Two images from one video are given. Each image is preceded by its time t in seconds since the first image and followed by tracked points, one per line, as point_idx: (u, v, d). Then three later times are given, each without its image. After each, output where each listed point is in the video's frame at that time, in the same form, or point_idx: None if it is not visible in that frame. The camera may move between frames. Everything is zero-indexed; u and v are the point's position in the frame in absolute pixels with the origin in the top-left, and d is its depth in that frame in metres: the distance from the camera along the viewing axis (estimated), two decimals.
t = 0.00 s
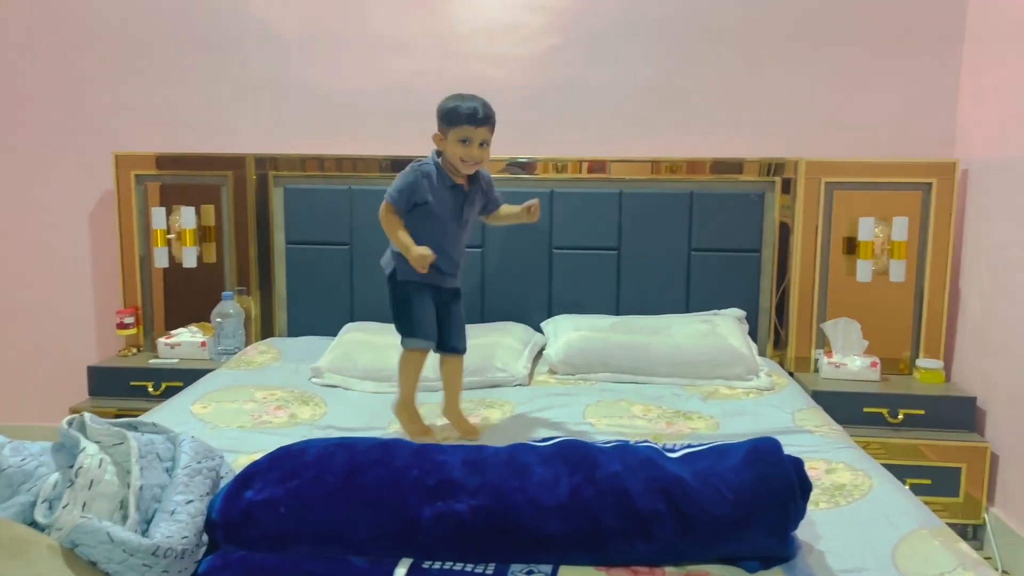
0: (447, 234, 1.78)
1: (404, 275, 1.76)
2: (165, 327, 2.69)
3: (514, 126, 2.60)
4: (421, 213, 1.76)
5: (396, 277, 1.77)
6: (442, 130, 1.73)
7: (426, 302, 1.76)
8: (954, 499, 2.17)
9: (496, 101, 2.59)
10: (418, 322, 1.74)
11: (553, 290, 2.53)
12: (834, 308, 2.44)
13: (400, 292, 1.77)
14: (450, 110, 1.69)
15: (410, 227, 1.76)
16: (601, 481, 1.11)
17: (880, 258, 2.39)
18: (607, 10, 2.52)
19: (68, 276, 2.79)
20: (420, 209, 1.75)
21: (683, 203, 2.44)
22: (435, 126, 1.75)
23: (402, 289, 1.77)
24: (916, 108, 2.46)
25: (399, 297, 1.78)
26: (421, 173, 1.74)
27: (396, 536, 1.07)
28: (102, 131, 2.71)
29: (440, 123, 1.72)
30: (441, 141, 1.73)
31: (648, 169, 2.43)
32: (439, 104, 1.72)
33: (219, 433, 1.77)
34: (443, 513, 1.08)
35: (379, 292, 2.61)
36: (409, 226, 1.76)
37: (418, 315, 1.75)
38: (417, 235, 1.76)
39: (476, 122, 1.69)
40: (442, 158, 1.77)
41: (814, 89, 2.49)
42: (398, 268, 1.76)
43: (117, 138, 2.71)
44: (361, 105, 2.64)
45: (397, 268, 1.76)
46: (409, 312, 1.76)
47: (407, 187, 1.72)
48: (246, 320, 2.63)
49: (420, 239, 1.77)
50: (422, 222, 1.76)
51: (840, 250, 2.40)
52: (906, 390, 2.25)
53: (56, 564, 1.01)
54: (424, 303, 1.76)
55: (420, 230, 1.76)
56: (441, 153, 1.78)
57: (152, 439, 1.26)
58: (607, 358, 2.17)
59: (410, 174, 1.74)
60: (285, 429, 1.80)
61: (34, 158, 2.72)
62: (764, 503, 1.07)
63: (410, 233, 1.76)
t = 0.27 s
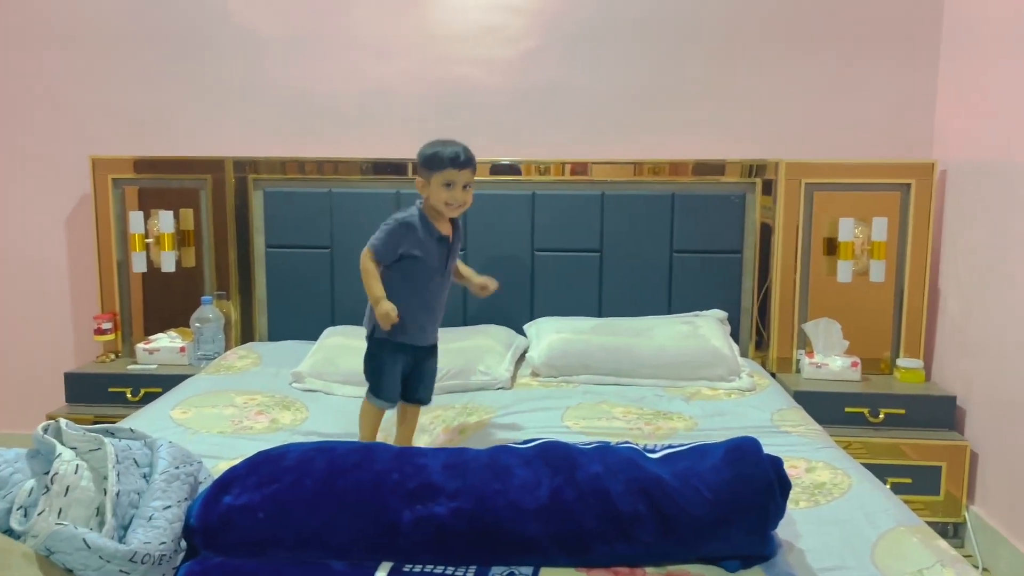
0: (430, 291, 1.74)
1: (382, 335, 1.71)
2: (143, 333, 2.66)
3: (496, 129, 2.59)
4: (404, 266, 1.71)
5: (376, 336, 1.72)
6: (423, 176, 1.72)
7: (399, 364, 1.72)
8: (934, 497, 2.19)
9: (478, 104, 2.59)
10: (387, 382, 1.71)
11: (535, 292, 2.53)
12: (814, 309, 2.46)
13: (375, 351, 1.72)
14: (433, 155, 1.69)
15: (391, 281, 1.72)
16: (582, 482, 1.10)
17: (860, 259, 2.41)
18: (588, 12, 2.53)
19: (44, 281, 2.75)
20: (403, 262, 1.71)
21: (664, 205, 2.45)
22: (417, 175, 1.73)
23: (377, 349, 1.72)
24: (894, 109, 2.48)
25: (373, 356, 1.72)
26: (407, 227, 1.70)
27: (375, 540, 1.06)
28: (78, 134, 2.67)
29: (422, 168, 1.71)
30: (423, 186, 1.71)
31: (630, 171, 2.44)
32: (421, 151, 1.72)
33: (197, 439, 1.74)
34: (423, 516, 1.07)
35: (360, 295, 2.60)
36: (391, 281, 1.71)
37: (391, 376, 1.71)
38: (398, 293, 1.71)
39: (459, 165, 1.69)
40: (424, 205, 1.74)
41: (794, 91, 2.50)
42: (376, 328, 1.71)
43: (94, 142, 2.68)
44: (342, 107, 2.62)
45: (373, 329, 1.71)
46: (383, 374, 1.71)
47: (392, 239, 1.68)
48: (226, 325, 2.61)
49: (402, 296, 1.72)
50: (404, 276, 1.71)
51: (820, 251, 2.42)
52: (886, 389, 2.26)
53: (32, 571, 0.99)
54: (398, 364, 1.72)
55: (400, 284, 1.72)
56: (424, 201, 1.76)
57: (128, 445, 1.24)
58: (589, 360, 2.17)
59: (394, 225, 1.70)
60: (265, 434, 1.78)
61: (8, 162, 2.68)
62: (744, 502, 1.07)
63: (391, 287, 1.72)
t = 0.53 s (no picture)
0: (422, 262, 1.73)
1: (390, 304, 1.68)
2: (129, 336, 2.65)
3: (483, 130, 2.60)
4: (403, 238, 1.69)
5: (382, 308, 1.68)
6: (428, 156, 1.64)
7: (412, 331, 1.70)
8: (918, 494, 2.21)
9: (464, 106, 2.60)
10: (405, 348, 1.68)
11: (522, 293, 2.54)
12: (798, 308, 2.48)
13: (383, 318, 1.68)
14: (444, 137, 1.62)
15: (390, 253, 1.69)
16: (567, 483, 1.11)
17: (843, 258, 2.43)
18: (574, 15, 2.54)
19: (28, 284, 2.73)
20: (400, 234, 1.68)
21: (650, 206, 2.47)
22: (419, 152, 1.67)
23: (384, 315, 1.68)
24: (876, 111, 2.51)
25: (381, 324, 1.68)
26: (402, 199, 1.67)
27: (362, 542, 1.07)
28: (62, 137, 2.66)
29: (429, 150, 1.63)
30: (427, 169, 1.66)
31: (617, 172, 2.46)
32: (428, 128, 1.64)
33: (184, 442, 1.74)
34: (410, 517, 1.07)
35: (348, 298, 2.60)
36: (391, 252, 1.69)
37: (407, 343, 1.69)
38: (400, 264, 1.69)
39: (470, 153, 1.64)
40: (424, 184, 1.70)
41: (777, 93, 2.53)
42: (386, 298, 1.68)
43: (78, 144, 2.66)
44: (328, 109, 2.62)
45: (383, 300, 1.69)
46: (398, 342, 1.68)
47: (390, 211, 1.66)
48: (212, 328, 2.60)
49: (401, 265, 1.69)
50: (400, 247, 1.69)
51: (804, 251, 2.44)
52: (869, 387, 2.29)
53: (15, 573, 1.01)
54: (409, 329, 1.70)
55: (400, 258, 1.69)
56: (421, 179, 1.70)
57: (114, 449, 1.24)
58: (576, 361, 2.18)
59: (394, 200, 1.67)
60: (253, 437, 1.78)
61: None
62: (727, 501, 1.08)
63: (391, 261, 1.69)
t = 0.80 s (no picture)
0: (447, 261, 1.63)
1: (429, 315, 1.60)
2: (110, 337, 2.62)
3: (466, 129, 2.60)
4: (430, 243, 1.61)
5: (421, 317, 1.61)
6: (461, 152, 1.57)
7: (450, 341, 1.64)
8: (899, 488, 2.24)
9: (448, 104, 2.59)
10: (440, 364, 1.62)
11: (507, 292, 2.54)
12: (781, 305, 2.50)
13: (427, 333, 1.61)
14: (479, 133, 1.57)
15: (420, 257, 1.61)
16: (551, 478, 1.11)
17: (825, 255, 2.45)
18: (557, 13, 2.54)
19: (6, 285, 2.70)
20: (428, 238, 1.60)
21: (634, 204, 2.47)
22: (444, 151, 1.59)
23: (428, 330, 1.61)
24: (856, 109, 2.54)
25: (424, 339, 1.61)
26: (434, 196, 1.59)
27: (346, 540, 1.06)
28: (40, 135, 2.62)
29: (461, 146, 1.57)
30: (460, 166, 1.59)
31: (601, 170, 2.46)
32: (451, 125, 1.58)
33: (166, 443, 1.72)
34: (394, 514, 1.07)
35: (332, 297, 2.58)
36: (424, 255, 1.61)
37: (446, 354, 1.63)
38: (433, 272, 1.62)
39: (501, 148, 1.61)
40: (449, 179, 1.62)
41: (759, 91, 2.55)
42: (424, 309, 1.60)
43: (56, 143, 2.63)
44: (310, 107, 2.61)
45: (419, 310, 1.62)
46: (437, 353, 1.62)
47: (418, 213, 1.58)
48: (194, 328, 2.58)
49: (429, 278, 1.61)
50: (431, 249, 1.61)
51: (786, 248, 2.47)
52: (851, 383, 2.32)
53: None
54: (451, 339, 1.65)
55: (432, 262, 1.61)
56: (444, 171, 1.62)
57: (95, 449, 1.23)
58: (561, 358, 2.18)
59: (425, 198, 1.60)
60: (237, 437, 1.77)
61: None
62: (710, 495, 1.09)
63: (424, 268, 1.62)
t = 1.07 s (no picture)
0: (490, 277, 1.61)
1: (479, 326, 1.62)
2: (94, 338, 2.60)
3: (454, 128, 2.60)
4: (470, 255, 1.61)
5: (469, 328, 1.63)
6: (513, 166, 1.61)
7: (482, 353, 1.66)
8: (883, 485, 2.26)
9: (435, 104, 2.59)
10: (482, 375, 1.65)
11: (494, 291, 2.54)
12: (766, 304, 2.52)
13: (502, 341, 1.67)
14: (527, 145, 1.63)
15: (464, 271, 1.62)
16: (537, 478, 1.12)
17: (809, 254, 2.47)
18: (544, 13, 2.55)
19: None
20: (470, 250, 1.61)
21: (620, 204, 2.48)
22: (495, 161, 1.62)
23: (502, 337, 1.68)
24: (840, 109, 2.56)
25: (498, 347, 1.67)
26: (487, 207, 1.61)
27: (332, 541, 1.06)
28: (22, 135, 2.60)
29: (511, 157, 1.61)
30: (511, 180, 1.62)
31: (588, 169, 2.47)
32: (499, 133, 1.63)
33: (151, 444, 1.71)
34: (381, 515, 1.07)
35: (319, 297, 2.58)
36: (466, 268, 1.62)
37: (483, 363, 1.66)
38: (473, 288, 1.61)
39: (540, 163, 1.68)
40: (496, 191, 1.63)
41: (745, 91, 2.56)
42: (472, 320, 1.61)
43: (38, 142, 2.61)
44: (296, 107, 2.60)
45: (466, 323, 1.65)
46: (487, 365, 1.64)
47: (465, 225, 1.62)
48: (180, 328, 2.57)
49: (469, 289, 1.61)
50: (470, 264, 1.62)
51: (771, 247, 2.48)
52: (836, 381, 2.34)
53: None
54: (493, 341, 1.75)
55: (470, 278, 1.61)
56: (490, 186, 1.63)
57: (79, 451, 1.22)
58: (548, 357, 2.19)
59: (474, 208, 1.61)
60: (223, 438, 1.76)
61: None
62: (695, 494, 1.10)
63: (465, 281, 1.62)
